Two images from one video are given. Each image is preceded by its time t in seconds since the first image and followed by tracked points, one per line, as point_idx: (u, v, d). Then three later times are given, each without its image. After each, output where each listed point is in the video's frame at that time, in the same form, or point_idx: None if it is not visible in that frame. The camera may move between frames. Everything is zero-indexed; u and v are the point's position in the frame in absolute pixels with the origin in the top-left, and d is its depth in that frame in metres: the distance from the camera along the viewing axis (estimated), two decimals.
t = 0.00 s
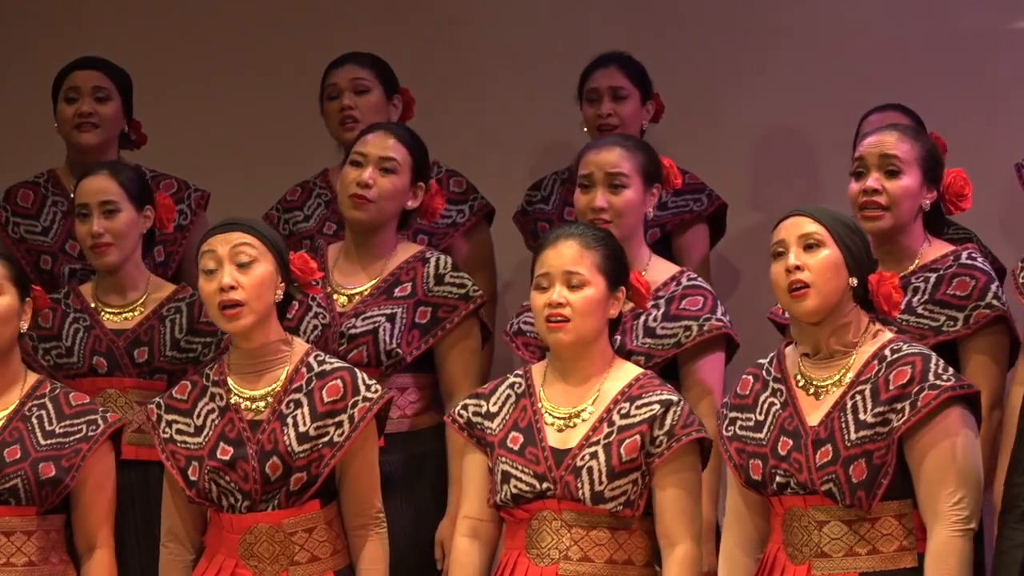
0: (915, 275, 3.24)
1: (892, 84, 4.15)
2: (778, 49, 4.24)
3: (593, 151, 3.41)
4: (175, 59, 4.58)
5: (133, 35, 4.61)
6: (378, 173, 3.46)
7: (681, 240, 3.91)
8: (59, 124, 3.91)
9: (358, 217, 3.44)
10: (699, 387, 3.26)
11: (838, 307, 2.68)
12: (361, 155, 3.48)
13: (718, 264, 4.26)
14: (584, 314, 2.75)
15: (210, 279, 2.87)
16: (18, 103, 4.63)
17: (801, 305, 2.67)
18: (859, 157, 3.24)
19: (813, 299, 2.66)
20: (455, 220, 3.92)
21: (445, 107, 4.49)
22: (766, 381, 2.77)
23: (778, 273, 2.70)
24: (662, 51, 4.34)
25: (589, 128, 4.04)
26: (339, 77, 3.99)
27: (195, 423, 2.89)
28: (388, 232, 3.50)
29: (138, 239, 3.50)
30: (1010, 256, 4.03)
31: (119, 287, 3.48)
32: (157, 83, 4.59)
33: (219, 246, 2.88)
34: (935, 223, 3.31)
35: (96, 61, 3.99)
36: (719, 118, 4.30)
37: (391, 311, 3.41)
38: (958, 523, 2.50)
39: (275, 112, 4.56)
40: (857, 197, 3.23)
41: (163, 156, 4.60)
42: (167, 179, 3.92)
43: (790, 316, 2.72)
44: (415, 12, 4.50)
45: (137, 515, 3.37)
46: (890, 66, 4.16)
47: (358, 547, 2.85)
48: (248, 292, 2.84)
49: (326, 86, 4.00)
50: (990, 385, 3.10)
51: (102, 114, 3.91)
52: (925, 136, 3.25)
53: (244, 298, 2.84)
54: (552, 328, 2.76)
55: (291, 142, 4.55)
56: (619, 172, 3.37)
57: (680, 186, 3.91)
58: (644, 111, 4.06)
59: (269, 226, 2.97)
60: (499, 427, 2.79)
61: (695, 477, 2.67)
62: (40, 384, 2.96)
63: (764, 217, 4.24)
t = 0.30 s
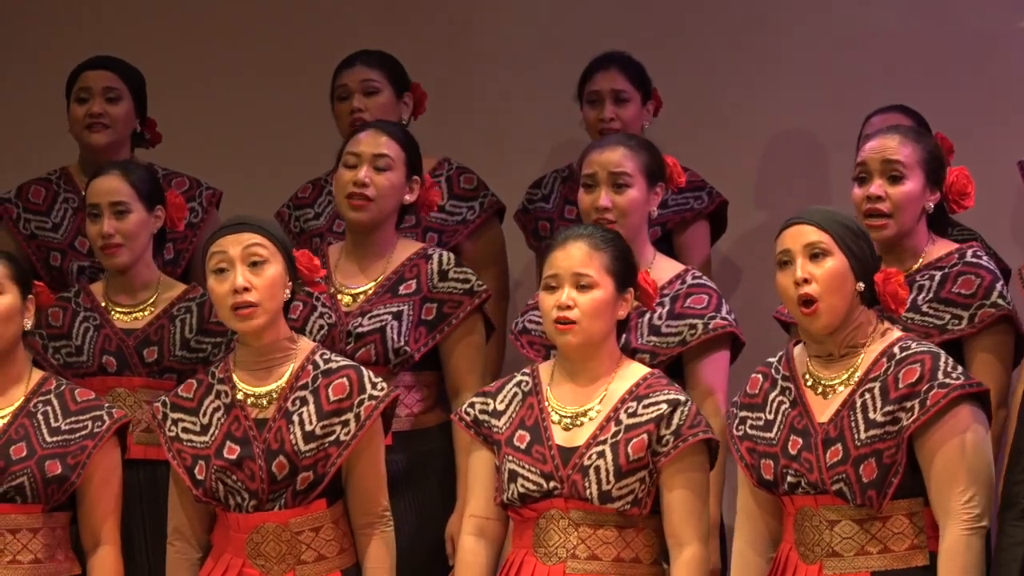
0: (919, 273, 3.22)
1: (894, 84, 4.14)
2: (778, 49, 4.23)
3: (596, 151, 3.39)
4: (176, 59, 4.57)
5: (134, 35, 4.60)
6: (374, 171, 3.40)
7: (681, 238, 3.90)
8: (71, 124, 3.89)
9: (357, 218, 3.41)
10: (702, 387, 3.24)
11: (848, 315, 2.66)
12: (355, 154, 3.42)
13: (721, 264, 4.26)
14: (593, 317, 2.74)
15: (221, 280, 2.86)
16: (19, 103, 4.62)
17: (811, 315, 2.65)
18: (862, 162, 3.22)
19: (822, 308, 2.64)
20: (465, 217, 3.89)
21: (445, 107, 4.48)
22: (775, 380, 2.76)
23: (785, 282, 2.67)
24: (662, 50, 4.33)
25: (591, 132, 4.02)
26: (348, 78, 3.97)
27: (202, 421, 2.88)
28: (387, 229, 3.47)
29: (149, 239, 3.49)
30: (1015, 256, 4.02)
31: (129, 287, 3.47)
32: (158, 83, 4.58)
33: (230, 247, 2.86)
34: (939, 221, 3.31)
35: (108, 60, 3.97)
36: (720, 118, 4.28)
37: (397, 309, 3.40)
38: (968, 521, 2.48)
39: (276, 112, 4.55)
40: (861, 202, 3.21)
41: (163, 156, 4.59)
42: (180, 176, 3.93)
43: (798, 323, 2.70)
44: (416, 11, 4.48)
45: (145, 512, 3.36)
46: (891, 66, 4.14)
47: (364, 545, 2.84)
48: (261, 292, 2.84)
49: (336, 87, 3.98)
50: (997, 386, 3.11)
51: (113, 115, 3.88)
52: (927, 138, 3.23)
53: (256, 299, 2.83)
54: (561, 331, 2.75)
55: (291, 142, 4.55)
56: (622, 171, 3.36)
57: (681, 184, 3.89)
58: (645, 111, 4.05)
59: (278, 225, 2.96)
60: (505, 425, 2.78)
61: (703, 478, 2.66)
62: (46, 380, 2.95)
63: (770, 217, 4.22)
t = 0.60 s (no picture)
0: (924, 271, 3.22)
1: (895, 84, 4.12)
2: (777, 49, 4.22)
3: (598, 148, 3.38)
4: (177, 59, 4.57)
5: (136, 35, 4.60)
6: (364, 165, 3.38)
7: (685, 235, 3.89)
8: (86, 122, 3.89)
9: (352, 214, 3.37)
10: (706, 384, 3.23)
11: (856, 312, 2.66)
12: (342, 150, 3.40)
13: (724, 263, 4.24)
14: (598, 316, 2.73)
15: (227, 279, 2.85)
16: (21, 103, 4.61)
17: (819, 313, 2.64)
18: (865, 161, 3.21)
19: (830, 306, 2.63)
20: (478, 217, 3.88)
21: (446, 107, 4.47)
22: (785, 376, 2.75)
23: (794, 280, 2.66)
24: (661, 49, 4.32)
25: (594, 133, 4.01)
26: (366, 77, 3.93)
27: (208, 419, 2.87)
28: (383, 224, 3.44)
29: (157, 236, 3.48)
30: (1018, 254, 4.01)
31: (136, 286, 3.47)
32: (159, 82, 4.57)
33: (236, 245, 2.86)
34: (943, 219, 3.30)
35: (125, 58, 3.96)
36: (721, 118, 4.27)
37: (401, 305, 3.40)
38: (975, 517, 2.48)
39: (277, 111, 4.54)
40: (865, 202, 3.20)
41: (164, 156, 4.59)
42: (194, 175, 3.93)
43: (807, 320, 2.70)
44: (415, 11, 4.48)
45: (150, 510, 3.36)
46: (891, 66, 4.13)
47: (369, 542, 2.84)
48: (267, 291, 2.83)
49: (353, 85, 3.94)
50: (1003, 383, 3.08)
51: (126, 113, 3.88)
52: (930, 136, 3.22)
53: (262, 298, 2.83)
54: (566, 332, 2.74)
55: (291, 142, 4.54)
56: (624, 169, 3.35)
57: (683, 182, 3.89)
58: (647, 110, 4.05)
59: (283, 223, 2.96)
60: (509, 422, 2.77)
61: (707, 475, 2.65)
62: (51, 378, 2.95)
63: (774, 215, 4.22)
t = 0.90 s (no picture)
0: (929, 269, 3.22)
1: (896, 83, 4.13)
2: (776, 48, 4.23)
3: (602, 146, 3.39)
4: (181, 57, 4.58)
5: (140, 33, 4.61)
6: (356, 163, 3.38)
7: (689, 233, 3.90)
8: (101, 119, 3.90)
9: (351, 212, 3.39)
10: (711, 381, 3.23)
11: (863, 306, 2.66)
12: (332, 150, 3.40)
13: (729, 262, 4.26)
14: (602, 314, 2.74)
15: (231, 275, 2.86)
16: (26, 101, 4.62)
17: (826, 307, 2.65)
18: (869, 159, 3.21)
19: (838, 300, 2.63)
20: (492, 217, 3.87)
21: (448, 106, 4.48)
22: (794, 372, 2.75)
23: (802, 274, 2.66)
24: (662, 48, 4.33)
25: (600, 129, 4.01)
26: (387, 74, 3.93)
27: (214, 417, 2.88)
28: (383, 219, 3.45)
29: (161, 232, 3.49)
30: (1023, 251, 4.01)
31: (140, 283, 3.48)
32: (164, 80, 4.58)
33: (241, 244, 2.86)
34: (947, 216, 3.30)
35: (140, 55, 3.96)
36: (722, 117, 4.28)
37: (405, 302, 3.41)
38: (975, 516, 2.48)
39: (281, 110, 4.55)
40: (870, 200, 3.20)
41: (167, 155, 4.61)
42: (209, 173, 3.92)
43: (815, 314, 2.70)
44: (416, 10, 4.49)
45: (156, 507, 3.36)
46: (891, 66, 4.13)
47: (374, 540, 2.84)
48: (272, 288, 2.84)
49: (373, 82, 3.94)
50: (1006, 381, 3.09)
51: (141, 110, 3.88)
52: (934, 132, 3.22)
53: (267, 295, 2.83)
54: (572, 330, 2.74)
55: (291, 142, 4.55)
56: (627, 166, 3.35)
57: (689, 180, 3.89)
58: (654, 108, 4.05)
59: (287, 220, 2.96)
60: (512, 419, 2.77)
61: (710, 473, 2.66)
62: (57, 376, 2.96)
63: (780, 212, 4.22)
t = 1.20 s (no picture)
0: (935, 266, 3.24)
1: (904, 80, 4.14)
2: (785, 41, 4.24)
3: (609, 144, 3.40)
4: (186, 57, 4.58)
5: (140, 33, 4.59)
6: (357, 164, 3.38)
7: (697, 231, 3.91)
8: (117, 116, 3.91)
9: (357, 212, 3.39)
10: (719, 380, 3.25)
11: (873, 303, 2.67)
12: (334, 152, 3.40)
13: (736, 259, 4.27)
14: (607, 313, 2.75)
15: (241, 273, 2.87)
16: (29, 101, 4.61)
17: (835, 304, 2.67)
18: (878, 157, 3.22)
19: (846, 299, 2.65)
20: (508, 216, 3.88)
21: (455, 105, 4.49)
22: (803, 368, 2.78)
23: (812, 271, 2.69)
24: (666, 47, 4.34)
25: (609, 126, 4.03)
26: (409, 71, 3.94)
27: (222, 414, 2.90)
28: (389, 217, 3.47)
29: (167, 230, 3.51)
30: None
31: (148, 279, 3.50)
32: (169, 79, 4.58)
33: (250, 241, 2.87)
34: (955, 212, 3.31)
35: (157, 53, 3.96)
36: (727, 115, 4.29)
37: (412, 299, 3.42)
38: (973, 517, 2.48)
39: (286, 109, 4.55)
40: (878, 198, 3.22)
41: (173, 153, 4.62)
42: (225, 171, 3.93)
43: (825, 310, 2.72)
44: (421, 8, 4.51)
45: (166, 505, 3.39)
46: (902, 57, 4.15)
47: (382, 537, 2.86)
48: (283, 286, 2.85)
49: (395, 78, 3.95)
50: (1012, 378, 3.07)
51: (157, 109, 3.89)
52: (942, 129, 3.23)
53: (277, 293, 2.85)
54: (575, 330, 2.76)
55: (294, 141, 4.55)
56: (634, 163, 3.36)
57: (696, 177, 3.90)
58: (662, 106, 4.07)
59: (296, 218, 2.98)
60: (515, 416, 2.79)
61: (714, 470, 2.67)
62: (66, 374, 2.98)
63: (787, 209, 4.23)
